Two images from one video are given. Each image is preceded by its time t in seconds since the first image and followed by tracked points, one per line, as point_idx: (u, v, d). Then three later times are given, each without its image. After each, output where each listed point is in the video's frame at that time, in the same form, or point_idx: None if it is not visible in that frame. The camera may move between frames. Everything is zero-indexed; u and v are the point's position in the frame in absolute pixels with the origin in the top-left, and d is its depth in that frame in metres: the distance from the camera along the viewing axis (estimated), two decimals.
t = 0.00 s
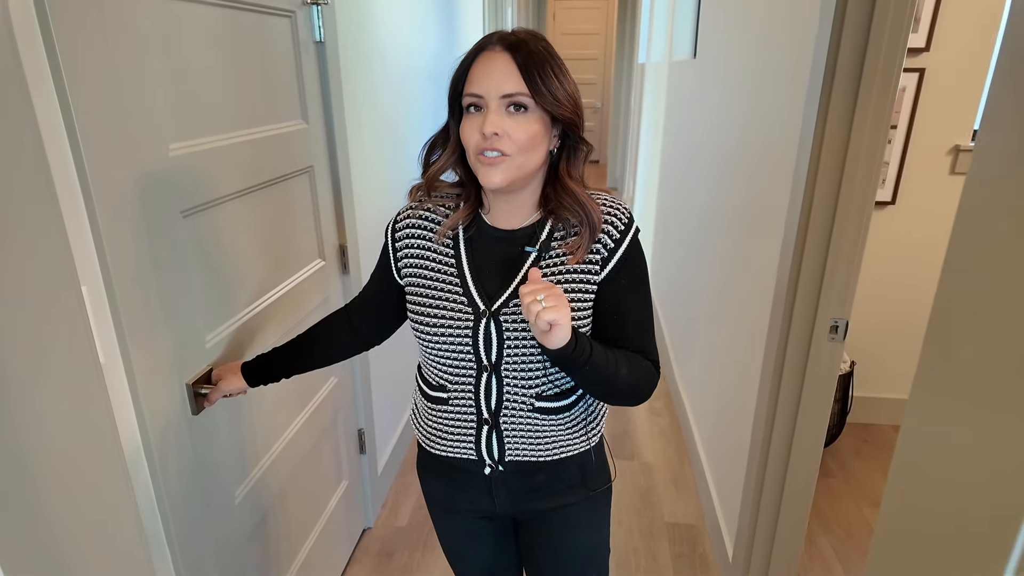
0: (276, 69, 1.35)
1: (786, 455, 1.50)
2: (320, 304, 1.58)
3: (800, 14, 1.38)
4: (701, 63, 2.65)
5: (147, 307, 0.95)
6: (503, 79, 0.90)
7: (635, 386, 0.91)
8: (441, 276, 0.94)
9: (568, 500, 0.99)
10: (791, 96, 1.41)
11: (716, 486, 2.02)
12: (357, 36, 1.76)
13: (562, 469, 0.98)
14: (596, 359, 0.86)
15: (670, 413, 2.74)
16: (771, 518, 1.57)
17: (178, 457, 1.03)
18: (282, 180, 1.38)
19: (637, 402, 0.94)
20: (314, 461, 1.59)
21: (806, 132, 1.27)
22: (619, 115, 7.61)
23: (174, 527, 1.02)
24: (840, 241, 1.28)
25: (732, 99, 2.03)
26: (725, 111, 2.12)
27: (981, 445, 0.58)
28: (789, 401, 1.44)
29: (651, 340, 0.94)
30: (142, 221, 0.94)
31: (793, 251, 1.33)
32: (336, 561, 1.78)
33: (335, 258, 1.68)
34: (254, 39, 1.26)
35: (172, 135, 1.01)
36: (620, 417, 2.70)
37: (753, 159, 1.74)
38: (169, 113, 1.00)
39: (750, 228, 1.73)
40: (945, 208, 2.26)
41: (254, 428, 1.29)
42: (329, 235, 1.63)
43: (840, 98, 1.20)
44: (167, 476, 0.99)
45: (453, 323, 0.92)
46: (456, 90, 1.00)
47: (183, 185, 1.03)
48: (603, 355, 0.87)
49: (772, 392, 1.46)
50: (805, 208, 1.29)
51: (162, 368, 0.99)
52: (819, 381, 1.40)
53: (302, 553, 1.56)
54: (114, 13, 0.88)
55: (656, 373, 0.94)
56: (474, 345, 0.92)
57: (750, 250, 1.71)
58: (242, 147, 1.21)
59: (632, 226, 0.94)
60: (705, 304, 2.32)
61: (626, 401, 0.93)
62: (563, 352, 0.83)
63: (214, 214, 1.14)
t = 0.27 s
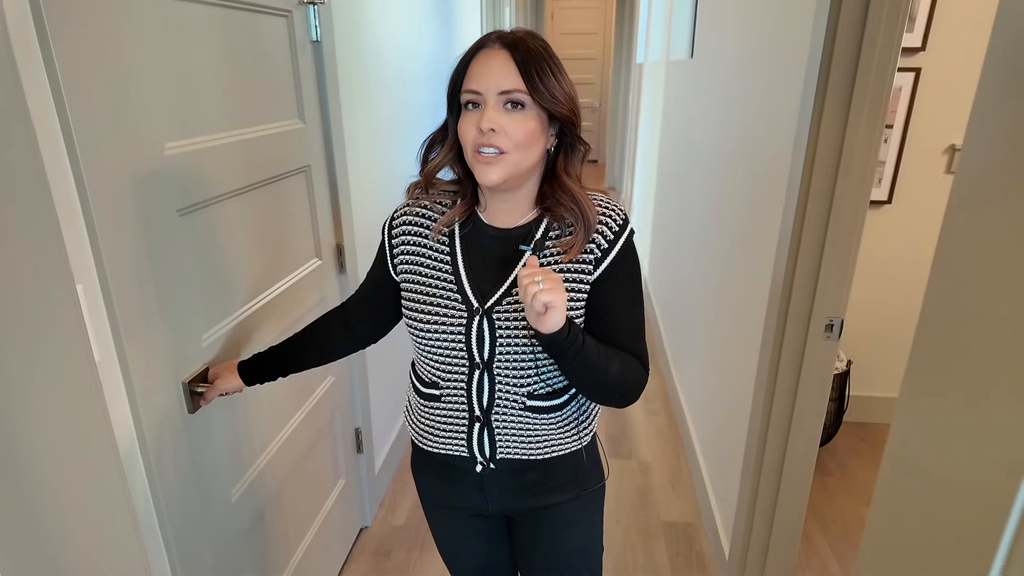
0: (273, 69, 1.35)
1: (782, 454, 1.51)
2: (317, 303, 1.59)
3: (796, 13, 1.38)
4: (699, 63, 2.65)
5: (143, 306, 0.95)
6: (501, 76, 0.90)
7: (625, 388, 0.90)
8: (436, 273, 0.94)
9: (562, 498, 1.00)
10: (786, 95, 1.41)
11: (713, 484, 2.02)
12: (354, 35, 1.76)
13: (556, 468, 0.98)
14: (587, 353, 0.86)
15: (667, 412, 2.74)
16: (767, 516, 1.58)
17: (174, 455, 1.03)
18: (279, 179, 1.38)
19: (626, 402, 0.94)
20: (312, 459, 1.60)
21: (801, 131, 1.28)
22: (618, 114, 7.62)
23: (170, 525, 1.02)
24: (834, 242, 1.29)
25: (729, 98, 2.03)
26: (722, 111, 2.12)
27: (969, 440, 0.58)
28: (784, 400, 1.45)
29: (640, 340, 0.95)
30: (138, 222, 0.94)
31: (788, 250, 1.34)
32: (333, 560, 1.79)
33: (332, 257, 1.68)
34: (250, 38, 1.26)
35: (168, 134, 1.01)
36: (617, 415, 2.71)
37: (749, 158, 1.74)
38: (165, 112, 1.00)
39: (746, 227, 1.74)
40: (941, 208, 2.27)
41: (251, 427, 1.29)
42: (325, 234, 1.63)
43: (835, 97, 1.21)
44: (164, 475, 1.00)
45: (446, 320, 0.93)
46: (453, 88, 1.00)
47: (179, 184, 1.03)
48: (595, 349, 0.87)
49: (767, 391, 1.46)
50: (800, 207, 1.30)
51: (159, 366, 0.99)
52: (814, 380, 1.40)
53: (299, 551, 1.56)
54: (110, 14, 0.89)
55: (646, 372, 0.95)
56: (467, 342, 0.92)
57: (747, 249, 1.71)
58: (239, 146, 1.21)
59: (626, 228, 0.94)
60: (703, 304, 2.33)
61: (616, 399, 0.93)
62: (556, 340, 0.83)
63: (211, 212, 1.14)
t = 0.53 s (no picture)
0: (259, 67, 1.33)
1: (774, 456, 1.49)
2: (305, 303, 1.57)
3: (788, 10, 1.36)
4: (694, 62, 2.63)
5: (122, 306, 0.94)
6: (485, 64, 0.90)
7: (607, 392, 0.88)
8: (416, 274, 0.92)
9: (547, 502, 0.98)
10: (779, 93, 1.40)
11: (706, 486, 2.01)
12: (344, 33, 1.75)
13: (541, 471, 0.97)
14: (587, 321, 0.81)
15: (662, 413, 2.73)
16: (760, 517, 1.57)
17: (155, 459, 1.02)
18: (267, 177, 1.36)
19: (619, 395, 0.90)
20: (300, 461, 1.58)
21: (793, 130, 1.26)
22: (615, 114, 7.60)
23: (151, 529, 1.00)
24: (827, 241, 1.27)
25: (723, 97, 2.01)
26: (716, 109, 2.11)
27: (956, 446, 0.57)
28: (776, 401, 1.43)
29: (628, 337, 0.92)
30: (117, 221, 0.93)
31: (780, 249, 1.32)
32: (323, 562, 1.77)
33: (322, 257, 1.66)
34: (236, 35, 1.24)
35: (149, 131, 1.00)
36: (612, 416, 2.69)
37: (742, 157, 1.72)
38: (146, 109, 0.99)
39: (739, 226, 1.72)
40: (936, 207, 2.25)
41: (236, 429, 1.28)
42: (314, 234, 1.62)
43: (827, 95, 1.19)
44: (143, 478, 0.98)
45: (426, 322, 0.91)
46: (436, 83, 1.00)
47: (161, 183, 1.02)
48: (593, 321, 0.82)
49: (760, 392, 1.44)
50: (792, 205, 1.28)
51: (138, 366, 0.98)
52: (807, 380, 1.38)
53: (287, 554, 1.55)
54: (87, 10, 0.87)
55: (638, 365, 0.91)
56: (446, 344, 0.91)
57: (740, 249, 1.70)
58: (224, 144, 1.19)
59: (610, 227, 0.92)
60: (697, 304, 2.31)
61: (611, 388, 0.88)
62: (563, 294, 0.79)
63: (196, 211, 1.12)
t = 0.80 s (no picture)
0: (235, 64, 1.31)
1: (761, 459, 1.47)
2: (286, 305, 1.55)
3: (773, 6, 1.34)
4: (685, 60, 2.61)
5: (83, 309, 0.92)
6: (454, 57, 0.88)
7: (580, 391, 0.85)
8: (384, 276, 0.90)
9: (523, 509, 0.96)
10: (764, 91, 1.37)
11: (696, 488, 1.99)
12: (327, 30, 1.72)
13: (516, 479, 0.95)
14: (558, 312, 0.79)
15: (654, 414, 2.71)
16: (747, 521, 1.54)
17: (120, 465, 0.99)
18: (244, 177, 1.34)
19: (592, 398, 0.87)
20: (281, 465, 1.56)
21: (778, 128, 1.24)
22: (612, 113, 7.58)
23: (116, 538, 0.98)
24: (812, 242, 1.25)
25: (713, 95, 1.99)
26: (706, 108, 2.08)
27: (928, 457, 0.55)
28: (763, 404, 1.41)
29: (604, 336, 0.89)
30: (78, 223, 0.90)
31: (765, 250, 1.30)
32: (307, 567, 1.75)
33: (303, 258, 1.64)
34: (209, 32, 1.22)
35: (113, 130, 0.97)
36: (603, 417, 2.67)
37: (730, 156, 1.70)
38: (109, 107, 0.96)
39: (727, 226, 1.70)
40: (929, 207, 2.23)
41: (211, 434, 1.25)
42: (295, 234, 1.59)
43: (812, 93, 1.17)
44: (106, 486, 0.96)
45: (395, 326, 0.89)
46: (403, 80, 0.98)
47: (126, 183, 0.99)
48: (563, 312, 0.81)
49: (745, 396, 1.42)
50: (776, 205, 1.25)
51: (101, 370, 0.95)
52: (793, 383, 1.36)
53: (268, 560, 1.52)
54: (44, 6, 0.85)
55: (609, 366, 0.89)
56: (416, 349, 0.88)
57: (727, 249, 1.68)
58: (196, 143, 1.17)
59: (583, 225, 0.90)
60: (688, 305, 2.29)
61: (584, 388, 0.85)
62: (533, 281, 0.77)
63: (166, 211, 1.10)
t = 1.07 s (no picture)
0: (213, 64, 1.29)
1: (750, 466, 1.44)
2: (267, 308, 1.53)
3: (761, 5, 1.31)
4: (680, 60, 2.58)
5: (46, 314, 0.90)
6: (429, 51, 0.86)
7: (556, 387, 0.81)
8: (350, 284, 0.88)
9: (498, 520, 0.94)
10: (752, 91, 1.35)
11: (687, 493, 1.96)
12: (312, 29, 1.70)
13: (490, 489, 0.92)
14: (525, 294, 0.77)
15: (648, 417, 2.68)
16: (736, 529, 1.52)
17: (88, 475, 0.97)
18: (223, 179, 1.32)
19: (572, 394, 0.82)
20: (264, 471, 1.54)
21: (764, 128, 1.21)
22: (612, 113, 7.55)
23: (83, 549, 0.96)
24: (799, 245, 1.22)
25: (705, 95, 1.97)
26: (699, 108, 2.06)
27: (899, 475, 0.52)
28: (751, 410, 1.39)
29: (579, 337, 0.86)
30: (42, 229, 0.89)
31: (751, 253, 1.27)
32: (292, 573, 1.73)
33: (287, 261, 1.62)
34: (184, 32, 1.20)
35: (79, 133, 0.95)
36: (596, 421, 2.64)
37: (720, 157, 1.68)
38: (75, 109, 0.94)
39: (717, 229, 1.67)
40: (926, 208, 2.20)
41: (187, 440, 1.23)
42: (278, 237, 1.57)
43: (798, 92, 1.14)
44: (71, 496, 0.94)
45: (362, 334, 0.87)
46: (376, 78, 0.96)
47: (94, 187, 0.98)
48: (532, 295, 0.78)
49: (733, 401, 1.40)
50: (762, 208, 1.23)
51: (65, 377, 0.93)
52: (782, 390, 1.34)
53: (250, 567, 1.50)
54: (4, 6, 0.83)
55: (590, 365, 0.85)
56: (383, 358, 0.86)
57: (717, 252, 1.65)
58: (170, 145, 1.15)
59: (551, 224, 0.88)
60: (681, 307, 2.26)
61: (561, 381, 0.80)
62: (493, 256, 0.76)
63: (139, 214, 1.08)
